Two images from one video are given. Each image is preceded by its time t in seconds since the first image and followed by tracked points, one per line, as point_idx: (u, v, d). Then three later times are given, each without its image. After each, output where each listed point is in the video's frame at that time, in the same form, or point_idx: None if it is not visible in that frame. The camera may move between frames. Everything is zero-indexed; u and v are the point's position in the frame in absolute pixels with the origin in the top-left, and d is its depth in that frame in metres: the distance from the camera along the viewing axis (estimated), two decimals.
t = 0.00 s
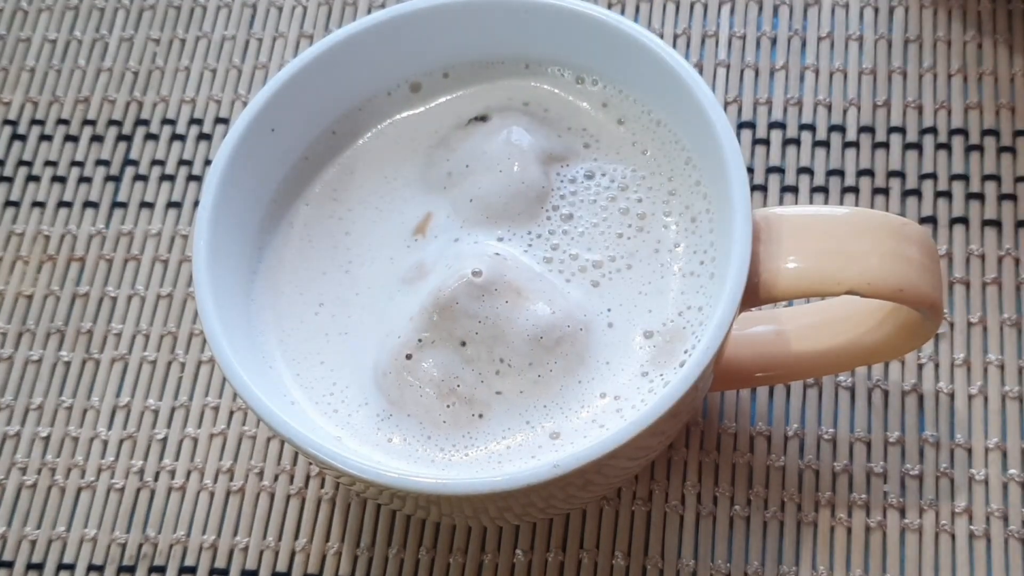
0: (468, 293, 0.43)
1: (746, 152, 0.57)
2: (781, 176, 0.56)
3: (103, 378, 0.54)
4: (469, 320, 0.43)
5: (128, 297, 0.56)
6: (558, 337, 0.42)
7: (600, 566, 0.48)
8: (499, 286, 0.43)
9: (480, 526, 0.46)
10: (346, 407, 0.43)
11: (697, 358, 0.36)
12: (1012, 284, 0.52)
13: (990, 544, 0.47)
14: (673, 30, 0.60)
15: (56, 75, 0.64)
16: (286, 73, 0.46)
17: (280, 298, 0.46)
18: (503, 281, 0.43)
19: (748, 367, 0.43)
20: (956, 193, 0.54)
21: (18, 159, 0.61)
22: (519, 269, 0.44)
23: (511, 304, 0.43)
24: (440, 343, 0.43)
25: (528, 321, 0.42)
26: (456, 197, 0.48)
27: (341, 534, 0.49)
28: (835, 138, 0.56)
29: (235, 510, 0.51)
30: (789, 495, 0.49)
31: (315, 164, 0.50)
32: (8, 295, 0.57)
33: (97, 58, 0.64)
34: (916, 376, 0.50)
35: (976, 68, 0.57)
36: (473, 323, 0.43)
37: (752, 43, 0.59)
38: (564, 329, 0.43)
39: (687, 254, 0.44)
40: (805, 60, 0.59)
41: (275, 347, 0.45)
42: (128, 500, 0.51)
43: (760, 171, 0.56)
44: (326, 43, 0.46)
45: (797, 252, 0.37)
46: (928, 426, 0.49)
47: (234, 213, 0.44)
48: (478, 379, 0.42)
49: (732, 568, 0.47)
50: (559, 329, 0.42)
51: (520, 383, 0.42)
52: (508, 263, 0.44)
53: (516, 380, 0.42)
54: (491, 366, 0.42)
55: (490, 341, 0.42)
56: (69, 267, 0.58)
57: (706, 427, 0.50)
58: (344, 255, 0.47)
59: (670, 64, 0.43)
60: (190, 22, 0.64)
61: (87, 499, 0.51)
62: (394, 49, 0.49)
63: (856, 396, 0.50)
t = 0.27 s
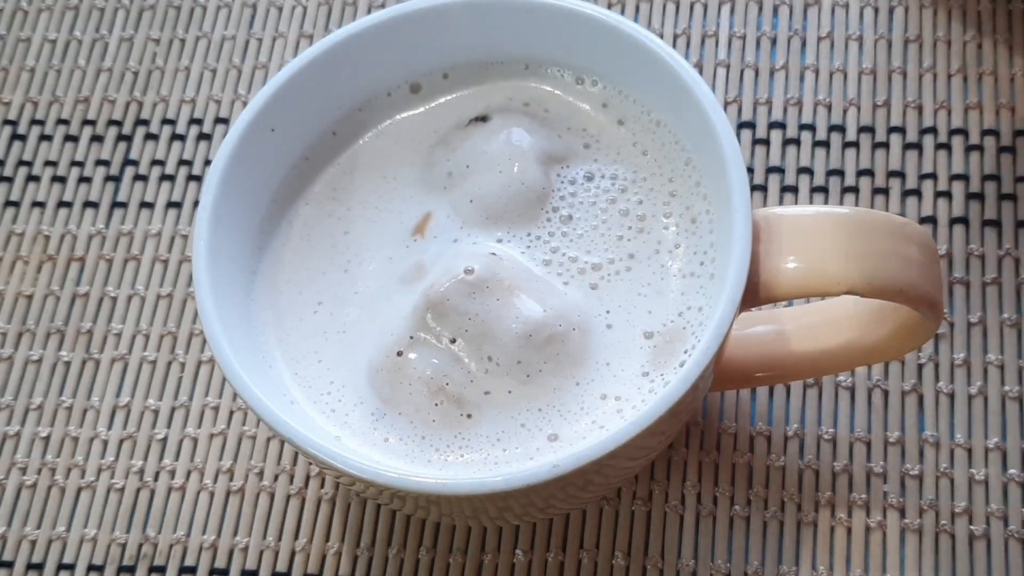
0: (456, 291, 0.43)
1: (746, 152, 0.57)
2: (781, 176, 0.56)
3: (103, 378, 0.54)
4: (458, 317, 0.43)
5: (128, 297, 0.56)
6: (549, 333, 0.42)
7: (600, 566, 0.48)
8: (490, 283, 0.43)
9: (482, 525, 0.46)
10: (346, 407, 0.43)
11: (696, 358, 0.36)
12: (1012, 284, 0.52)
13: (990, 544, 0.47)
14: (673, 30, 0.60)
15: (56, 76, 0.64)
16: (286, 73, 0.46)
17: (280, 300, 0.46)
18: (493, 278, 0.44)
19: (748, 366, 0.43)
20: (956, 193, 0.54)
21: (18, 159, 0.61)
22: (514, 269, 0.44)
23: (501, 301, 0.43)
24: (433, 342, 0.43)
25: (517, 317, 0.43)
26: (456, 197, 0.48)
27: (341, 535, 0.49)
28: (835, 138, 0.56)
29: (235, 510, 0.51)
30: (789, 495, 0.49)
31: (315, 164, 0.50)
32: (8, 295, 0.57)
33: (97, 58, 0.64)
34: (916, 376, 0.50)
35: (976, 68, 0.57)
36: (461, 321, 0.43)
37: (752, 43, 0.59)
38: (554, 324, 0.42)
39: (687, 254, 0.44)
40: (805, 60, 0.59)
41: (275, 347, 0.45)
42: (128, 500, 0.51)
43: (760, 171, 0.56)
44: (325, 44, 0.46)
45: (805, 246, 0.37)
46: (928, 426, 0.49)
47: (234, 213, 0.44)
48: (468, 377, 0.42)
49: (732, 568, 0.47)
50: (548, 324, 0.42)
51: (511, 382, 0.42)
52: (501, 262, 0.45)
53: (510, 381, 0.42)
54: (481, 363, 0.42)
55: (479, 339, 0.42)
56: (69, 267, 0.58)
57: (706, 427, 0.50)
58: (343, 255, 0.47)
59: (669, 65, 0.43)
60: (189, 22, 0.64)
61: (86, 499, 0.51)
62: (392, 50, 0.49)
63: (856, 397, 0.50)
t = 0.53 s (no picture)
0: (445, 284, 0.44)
1: (746, 152, 0.57)
2: (781, 176, 0.56)
3: (103, 378, 0.54)
4: (448, 311, 0.43)
5: (128, 297, 0.56)
6: (538, 323, 0.42)
7: (600, 565, 0.48)
8: (479, 275, 0.44)
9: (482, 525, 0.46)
10: (343, 405, 0.43)
11: (697, 358, 0.36)
12: (1012, 284, 0.52)
13: (990, 544, 0.47)
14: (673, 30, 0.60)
15: (56, 75, 0.64)
16: (286, 74, 0.46)
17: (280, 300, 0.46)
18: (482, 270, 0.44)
19: (747, 366, 0.44)
20: (956, 193, 0.54)
21: (18, 159, 0.61)
22: (504, 262, 0.45)
23: (491, 294, 0.43)
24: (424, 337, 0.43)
25: (505, 307, 0.43)
26: (456, 194, 0.48)
27: (341, 534, 0.49)
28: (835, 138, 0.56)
29: (235, 510, 0.51)
30: (789, 495, 0.49)
31: (315, 163, 0.50)
32: (8, 295, 0.57)
33: (97, 58, 0.64)
34: (916, 376, 0.50)
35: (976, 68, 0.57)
36: (451, 313, 0.43)
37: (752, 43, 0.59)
38: (542, 313, 0.42)
39: (686, 253, 0.44)
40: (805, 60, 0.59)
41: (275, 346, 0.45)
42: (129, 500, 0.51)
43: (760, 171, 0.56)
44: (325, 45, 0.46)
45: (794, 256, 0.37)
46: (928, 426, 0.49)
47: (235, 213, 0.44)
48: (460, 372, 0.42)
49: (732, 568, 0.47)
50: (536, 313, 0.42)
51: (503, 374, 0.42)
52: (495, 257, 0.45)
53: (509, 376, 0.42)
54: (473, 356, 0.42)
55: (471, 332, 0.43)
56: (69, 267, 0.58)
57: (706, 427, 0.50)
58: (341, 253, 0.47)
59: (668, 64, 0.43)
60: (189, 22, 0.64)
61: (87, 499, 0.52)
62: (392, 51, 0.49)
63: (856, 397, 0.50)
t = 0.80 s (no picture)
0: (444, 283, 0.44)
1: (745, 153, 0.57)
2: (781, 176, 0.56)
3: (104, 378, 0.54)
4: (447, 309, 0.44)
5: (129, 297, 0.56)
6: (537, 322, 0.43)
7: (600, 565, 0.48)
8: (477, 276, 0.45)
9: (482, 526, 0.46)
10: (340, 405, 0.43)
11: (697, 358, 0.36)
12: (1012, 284, 0.52)
13: (989, 544, 0.47)
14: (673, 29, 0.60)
15: (56, 76, 0.64)
16: (286, 75, 0.46)
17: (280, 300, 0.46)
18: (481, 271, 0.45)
19: (747, 366, 0.44)
20: (955, 194, 0.54)
21: (18, 159, 0.61)
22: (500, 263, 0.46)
23: (489, 292, 0.44)
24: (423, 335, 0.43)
25: (503, 306, 0.43)
26: (454, 191, 0.49)
27: (341, 535, 0.49)
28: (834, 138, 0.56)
29: (235, 510, 0.51)
30: (789, 495, 0.49)
31: (315, 164, 0.50)
32: (9, 295, 0.57)
33: (97, 58, 0.64)
34: (915, 376, 0.50)
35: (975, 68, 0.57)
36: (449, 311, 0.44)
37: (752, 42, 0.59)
38: (541, 312, 0.43)
39: (685, 251, 0.43)
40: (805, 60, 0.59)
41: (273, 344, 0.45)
42: (129, 500, 0.51)
43: (760, 171, 0.56)
44: (325, 46, 0.47)
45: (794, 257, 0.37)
46: (928, 426, 0.49)
47: (235, 213, 0.44)
48: (458, 369, 0.42)
49: (731, 568, 0.47)
50: (534, 312, 0.43)
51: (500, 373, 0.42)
52: (494, 257, 0.46)
53: (507, 375, 0.42)
54: (471, 355, 0.43)
55: (470, 329, 0.43)
56: (69, 267, 0.58)
57: (706, 427, 0.50)
58: (338, 251, 0.47)
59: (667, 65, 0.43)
60: (190, 23, 0.65)
61: (87, 499, 0.52)
62: (392, 52, 0.49)
63: (856, 397, 0.50)
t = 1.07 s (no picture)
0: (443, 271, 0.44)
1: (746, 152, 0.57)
2: (781, 176, 0.56)
3: (102, 378, 0.54)
4: (446, 299, 0.43)
5: (127, 297, 0.56)
6: (537, 312, 0.42)
7: (600, 566, 0.48)
8: (478, 265, 0.44)
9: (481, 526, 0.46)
10: (337, 399, 0.43)
11: (697, 358, 0.36)
12: (1013, 284, 0.51)
13: (991, 545, 0.46)
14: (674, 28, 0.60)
15: (55, 75, 0.64)
16: (285, 73, 0.46)
17: (277, 296, 0.46)
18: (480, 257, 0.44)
19: (747, 364, 0.44)
20: (957, 193, 0.54)
21: (16, 158, 0.61)
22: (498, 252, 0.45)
23: (489, 282, 0.43)
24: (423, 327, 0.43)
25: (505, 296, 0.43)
26: (453, 181, 0.48)
27: (340, 535, 0.49)
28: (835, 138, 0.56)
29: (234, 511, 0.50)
30: (789, 496, 0.48)
31: (312, 156, 0.49)
32: (7, 295, 0.57)
33: (96, 57, 0.64)
34: (917, 376, 0.50)
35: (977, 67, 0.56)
36: (450, 302, 0.43)
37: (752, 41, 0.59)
38: (542, 301, 0.42)
39: (684, 247, 0.43)
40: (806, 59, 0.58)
41: (267, 338, 0.44)
42: (128, 501, 0.51)
43: (760, 171, 0.56)
44: (324, 44, 0.46)
45: (794, 256, 0.37)
46: (929, 426, 0.49)
47: (233, 210, 0.44)
48: (458, 361, 0.42)
49: (732, 569, 0.47)
50: (535, 301, 0.42)
51: (500, 365, 0.42)
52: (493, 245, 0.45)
53: (508, 367, 0.42)
54: (470, 346, 0.42)
55: (471, 319, 0.43)
56: (67, 267, 0.57)
57: (706, 427, 0.50)
58: (333, 241, 0.47)
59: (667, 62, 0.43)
60: (188, 21, 0.64)
61: (85, 500, 0.51)
62: (392, 48, 0.49)
63: (857, 397, 0.50)
